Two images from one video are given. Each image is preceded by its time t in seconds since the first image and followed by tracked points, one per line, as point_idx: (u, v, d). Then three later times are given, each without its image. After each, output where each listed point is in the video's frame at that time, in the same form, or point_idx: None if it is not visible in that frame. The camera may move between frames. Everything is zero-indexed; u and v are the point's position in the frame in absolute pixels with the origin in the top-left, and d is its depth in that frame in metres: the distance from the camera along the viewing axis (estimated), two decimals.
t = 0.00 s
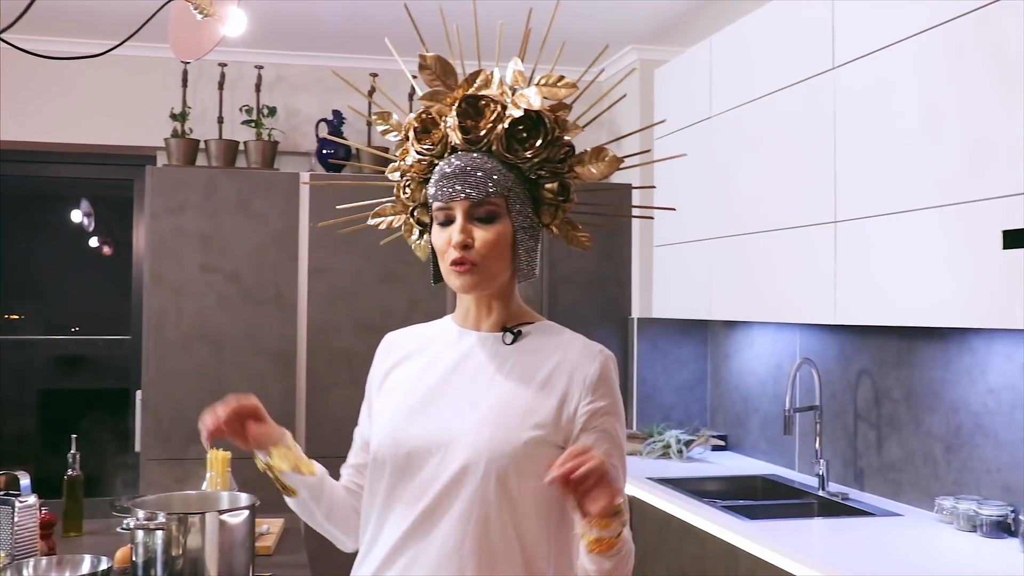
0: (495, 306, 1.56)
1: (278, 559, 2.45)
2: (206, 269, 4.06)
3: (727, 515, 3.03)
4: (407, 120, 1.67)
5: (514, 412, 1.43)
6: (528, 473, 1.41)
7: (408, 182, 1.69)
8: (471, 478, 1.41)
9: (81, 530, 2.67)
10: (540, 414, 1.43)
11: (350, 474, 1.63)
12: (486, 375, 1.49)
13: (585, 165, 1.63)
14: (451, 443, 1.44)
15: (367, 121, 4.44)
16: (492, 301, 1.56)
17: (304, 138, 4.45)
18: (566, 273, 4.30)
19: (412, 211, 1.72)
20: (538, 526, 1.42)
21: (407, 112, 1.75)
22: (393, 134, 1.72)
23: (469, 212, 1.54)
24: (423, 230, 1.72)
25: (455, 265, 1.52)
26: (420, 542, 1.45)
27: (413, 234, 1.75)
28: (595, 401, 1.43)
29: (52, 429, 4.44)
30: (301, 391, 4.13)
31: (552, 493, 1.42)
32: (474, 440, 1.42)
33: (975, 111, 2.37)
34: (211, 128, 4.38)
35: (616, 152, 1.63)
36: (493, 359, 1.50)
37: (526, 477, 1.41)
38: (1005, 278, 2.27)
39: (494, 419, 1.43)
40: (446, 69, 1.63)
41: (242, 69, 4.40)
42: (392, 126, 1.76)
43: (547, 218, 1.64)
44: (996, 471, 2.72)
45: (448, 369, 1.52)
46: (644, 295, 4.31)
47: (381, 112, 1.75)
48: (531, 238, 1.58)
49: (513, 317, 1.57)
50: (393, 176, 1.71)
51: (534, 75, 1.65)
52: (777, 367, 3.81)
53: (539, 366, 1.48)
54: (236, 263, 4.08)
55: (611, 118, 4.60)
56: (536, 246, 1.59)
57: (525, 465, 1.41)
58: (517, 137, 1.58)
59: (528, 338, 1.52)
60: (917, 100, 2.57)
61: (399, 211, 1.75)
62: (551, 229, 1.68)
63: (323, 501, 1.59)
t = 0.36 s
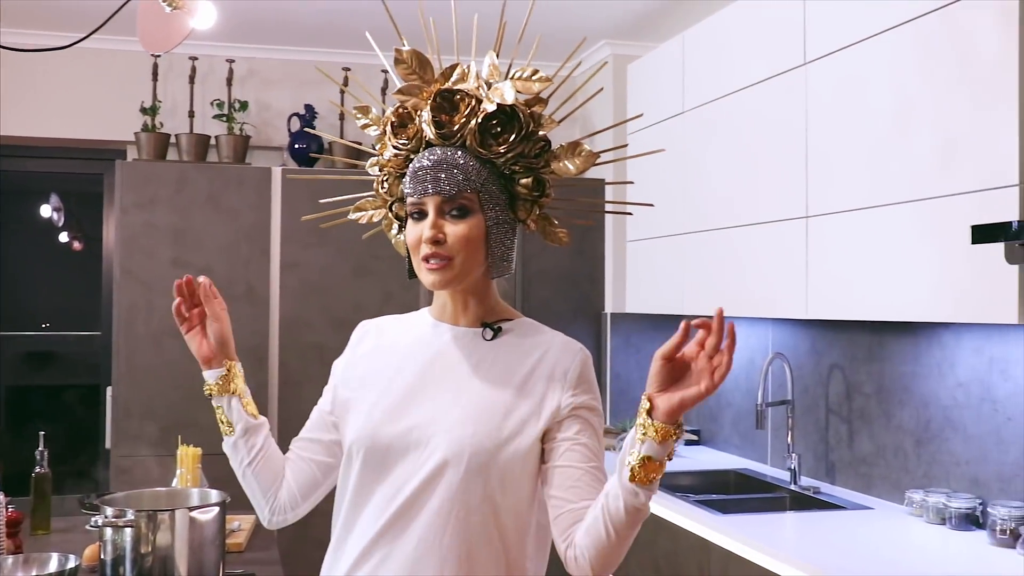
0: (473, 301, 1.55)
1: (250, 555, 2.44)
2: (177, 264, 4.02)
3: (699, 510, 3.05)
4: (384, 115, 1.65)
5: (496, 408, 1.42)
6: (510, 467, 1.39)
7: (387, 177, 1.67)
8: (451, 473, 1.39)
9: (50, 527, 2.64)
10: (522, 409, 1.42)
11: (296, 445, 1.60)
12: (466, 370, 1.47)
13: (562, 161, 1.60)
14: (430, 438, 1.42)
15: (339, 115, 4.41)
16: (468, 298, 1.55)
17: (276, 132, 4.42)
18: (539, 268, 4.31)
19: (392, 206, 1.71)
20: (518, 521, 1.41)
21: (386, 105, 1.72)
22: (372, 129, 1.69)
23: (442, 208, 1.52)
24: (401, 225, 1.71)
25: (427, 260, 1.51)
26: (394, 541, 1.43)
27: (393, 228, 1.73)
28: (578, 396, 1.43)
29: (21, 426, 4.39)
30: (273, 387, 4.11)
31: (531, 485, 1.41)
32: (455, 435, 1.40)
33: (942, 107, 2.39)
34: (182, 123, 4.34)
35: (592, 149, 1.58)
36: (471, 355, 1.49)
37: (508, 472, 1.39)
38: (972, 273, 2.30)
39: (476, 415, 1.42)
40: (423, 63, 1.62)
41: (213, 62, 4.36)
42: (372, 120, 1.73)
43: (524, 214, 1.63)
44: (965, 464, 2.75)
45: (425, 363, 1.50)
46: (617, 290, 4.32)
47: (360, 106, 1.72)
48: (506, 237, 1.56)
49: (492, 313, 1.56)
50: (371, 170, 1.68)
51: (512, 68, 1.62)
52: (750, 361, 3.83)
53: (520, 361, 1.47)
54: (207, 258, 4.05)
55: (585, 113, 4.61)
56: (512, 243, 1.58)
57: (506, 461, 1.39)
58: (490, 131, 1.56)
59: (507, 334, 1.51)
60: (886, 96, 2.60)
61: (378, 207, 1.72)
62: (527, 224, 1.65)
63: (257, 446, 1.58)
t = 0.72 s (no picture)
0: (456, 296, 1.53)
1: (224, 549, 2.42)
2: (150, 257, 3.99)
3: (673, 501, 3.08)
4: (365, 108, 1.63)
5: (483, 403, 1.41)
6: (497, 462, 1.38)
7: (366, 170, 1.64)
8: (439, 470, 1.38)
9: (20, 523, 2.61)
10: (507, 402, 1.41)
11: (297, 453, 1.55)
12: (451, 365, 1.46)
13: (544, 156, 1.58)
14: (416, 433, 1.41)
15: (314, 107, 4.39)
16: (450, 293, 1.53)
17: (250, 124, 4.39)
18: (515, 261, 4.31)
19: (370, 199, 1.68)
20: (505, 515, 1.40)
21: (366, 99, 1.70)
22: (352, 122, 1.68)
23: (425, 202, 1.50)
24: (380, 217, 1.68)
25: (411, 254, 1.48)
26: (379, 539, 1.41)
27: (371, 221, 1.70)
28: (562, 386, 1.42)
29: None
30: (248, 380, 4.08)
31: (518, 479, 1.40)
32: (441, 431, 1.39)
33: (915, 100, 2.41)
34: (155, 114, 4.30)
35: (575, 144, 1.57)
36: (456, 349, 1.48)
37: (494, 466, 1.38)
38: (945, 265, 2.31)
39: (462, 409, 1.40)
40: (404, 57, 1.60)
41: (186, 54, 4.32)
42: (350, 113, 1.71)
43: (505, 207, 1.61)
44: (938, 455, 2.77)
45: (409, 358, 1.49)
46: (594, 283, 4.32)
47: (339, 98, 1.69)
48: (485, 236, 1.54)
49: (475, 306, 1.54)
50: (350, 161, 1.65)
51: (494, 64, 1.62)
52: (725, 353, 3.84)
53: (504, 354, 1.46)
54: (181, 251, 4.01)
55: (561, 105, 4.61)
56: (493, 238, 1.56)
57: (492, 454, 1.38)
58: (472, 126, 1.54)
59: (491, 327, 1.50)
60: (860, 89, 2.61)
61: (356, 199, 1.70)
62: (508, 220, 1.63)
63: (250, 459, 1.57)
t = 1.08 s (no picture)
0: (439, 284, 1.52)
1: (202, 540, 2.40)
2: (128, 246, 3.95)
3: (653, 492, 3.08)
4: (351, 95, 1.61)
5: (466, 392, 1.40)
6: (480, 451, 1.38)
7: (351, 157, 1.62)
8: (422, 459, 1.37)
9: None
10: (491, 392, 1.40)
11: (276, 439, 1.53)
12: (434, 354, 1.45)
13: (532, 146, 1.58)
14: (399, 422, 1.39)
15: (294, 96, 4.35)
16: (434, 282, 1.52)
17: (229, 113, 4.35)
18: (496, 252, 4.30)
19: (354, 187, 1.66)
20: (486, 505, 1.40)
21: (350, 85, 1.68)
22: (336, 108, 1.65)
23: (413, 190, 1.49)
24: (365, 206, 1.66)
25: (397, 243, 1.47)
26: (359, 529, 1.40)
27: (355, 209, 1.68)
28: (545, 376, 1.42)
29: None
30: (228, 371, 4.05)
31: (499, 469, 1.40)
32: (425, 419, 1.38)
33: (895, 89, 2.41)
34: (133, 103, 4.26)
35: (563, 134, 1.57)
36: (440, 338, 1.46)
37: (477, 456, 1.38)
38: (925, 255, 2.32)
39: (445, 398, 1.39)
40: (390, 43, 1.57)
41: (164, 42, 4.28)
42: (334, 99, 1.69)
43: (491, 197, 1.60)
44: (918, 445, 2.79)
45: (391, 346, 1.47)
46: (575, 273, 4.32)
47: (322, 84, 1.67)
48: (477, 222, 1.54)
49: (458, 295, 1.53)
50: (336, 149, 1.64)
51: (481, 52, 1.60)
52: (706, 344, 3.85)
53: (487, 343, 1.45)
54: (159, 240, 3.98)
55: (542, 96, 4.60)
56: (479, 228, 1.55)
57: (475, 444, 1.38)
58: (461, 115, 1.53)
59: (474, 316, 1.49)
60: (840, 78, 2.61)
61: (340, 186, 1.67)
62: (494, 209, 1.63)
63: (234, 437, 1.54)
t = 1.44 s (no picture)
0: (436, 272, 1.50)
1: (200, 530, 2.39)
2: (125, 235, 3.93)
3: (651, 483, 3.07)
4: (350, 79, 1.58)
5: (460, 382, 1.38)
6: (473, 441, 1.37)
7: (349, 142, 1.60)
8: (416, 449, 1.36)
9: None
10: (484, 381, 1.39)
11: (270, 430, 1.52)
12: (428, 343, 1.43)
13: (532, 136, 1.57)
14: (394, 413, 1.38)
15: (292, 85, 4.33)
16: (430, 270, 1.50)
17: (228, 102, 4.33)
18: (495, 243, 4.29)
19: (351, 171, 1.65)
20: (479, 496, 1.38)
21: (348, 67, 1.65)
22: (333, 91, 1.63)
23: (414, 178, 1.47)
24: (361, 191, 1.65)
25: (396, 231, 1.46)
26: (354, 521, 1.39)
27: (350, 193, 1.67)
28: (538, 364, 1.40)
29: None
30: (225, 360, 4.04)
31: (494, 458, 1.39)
32: (419, 409, 1.37)
33: (897, 80, 2.40)
34: (131, 91, 4.23)
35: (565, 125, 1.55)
36: (434, 327, 1.45)
37: (470, 447, 1.37)
38: (926, 248, 2.31)
39: (438, 388, 1.38)
40: (392, 27, 1.54)
41: (162, 30, 4.26)
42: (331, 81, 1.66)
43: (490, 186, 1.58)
44: (918, 438, 2.78)
45: (385, 335, 1.46)
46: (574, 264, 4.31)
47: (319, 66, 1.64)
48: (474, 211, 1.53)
49: (454, 283, 1.51)
50: (332, 133, 1.62)
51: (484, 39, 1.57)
52: (704, 335, 3.84)
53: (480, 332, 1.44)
54: (157, 229, 3.96)
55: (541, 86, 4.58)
56: (478, 217, 1.53)
57: (469, 434, 1.37)
58: (463, 103, 1.51)
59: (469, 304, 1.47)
60: (841, 70, 2.60)
61: (335, 170, 1.66)
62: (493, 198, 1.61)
63: (237, 426, 1.53)
